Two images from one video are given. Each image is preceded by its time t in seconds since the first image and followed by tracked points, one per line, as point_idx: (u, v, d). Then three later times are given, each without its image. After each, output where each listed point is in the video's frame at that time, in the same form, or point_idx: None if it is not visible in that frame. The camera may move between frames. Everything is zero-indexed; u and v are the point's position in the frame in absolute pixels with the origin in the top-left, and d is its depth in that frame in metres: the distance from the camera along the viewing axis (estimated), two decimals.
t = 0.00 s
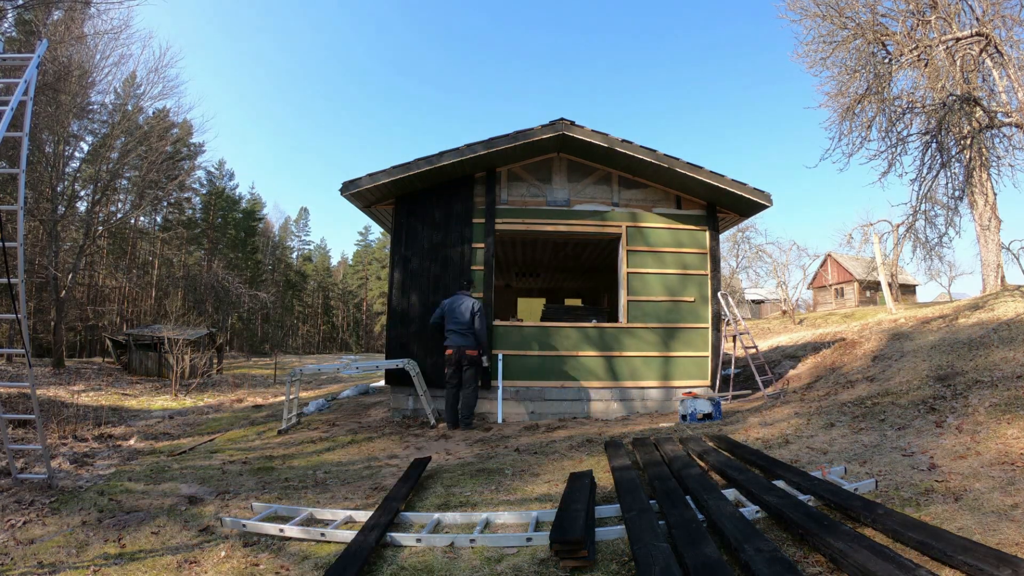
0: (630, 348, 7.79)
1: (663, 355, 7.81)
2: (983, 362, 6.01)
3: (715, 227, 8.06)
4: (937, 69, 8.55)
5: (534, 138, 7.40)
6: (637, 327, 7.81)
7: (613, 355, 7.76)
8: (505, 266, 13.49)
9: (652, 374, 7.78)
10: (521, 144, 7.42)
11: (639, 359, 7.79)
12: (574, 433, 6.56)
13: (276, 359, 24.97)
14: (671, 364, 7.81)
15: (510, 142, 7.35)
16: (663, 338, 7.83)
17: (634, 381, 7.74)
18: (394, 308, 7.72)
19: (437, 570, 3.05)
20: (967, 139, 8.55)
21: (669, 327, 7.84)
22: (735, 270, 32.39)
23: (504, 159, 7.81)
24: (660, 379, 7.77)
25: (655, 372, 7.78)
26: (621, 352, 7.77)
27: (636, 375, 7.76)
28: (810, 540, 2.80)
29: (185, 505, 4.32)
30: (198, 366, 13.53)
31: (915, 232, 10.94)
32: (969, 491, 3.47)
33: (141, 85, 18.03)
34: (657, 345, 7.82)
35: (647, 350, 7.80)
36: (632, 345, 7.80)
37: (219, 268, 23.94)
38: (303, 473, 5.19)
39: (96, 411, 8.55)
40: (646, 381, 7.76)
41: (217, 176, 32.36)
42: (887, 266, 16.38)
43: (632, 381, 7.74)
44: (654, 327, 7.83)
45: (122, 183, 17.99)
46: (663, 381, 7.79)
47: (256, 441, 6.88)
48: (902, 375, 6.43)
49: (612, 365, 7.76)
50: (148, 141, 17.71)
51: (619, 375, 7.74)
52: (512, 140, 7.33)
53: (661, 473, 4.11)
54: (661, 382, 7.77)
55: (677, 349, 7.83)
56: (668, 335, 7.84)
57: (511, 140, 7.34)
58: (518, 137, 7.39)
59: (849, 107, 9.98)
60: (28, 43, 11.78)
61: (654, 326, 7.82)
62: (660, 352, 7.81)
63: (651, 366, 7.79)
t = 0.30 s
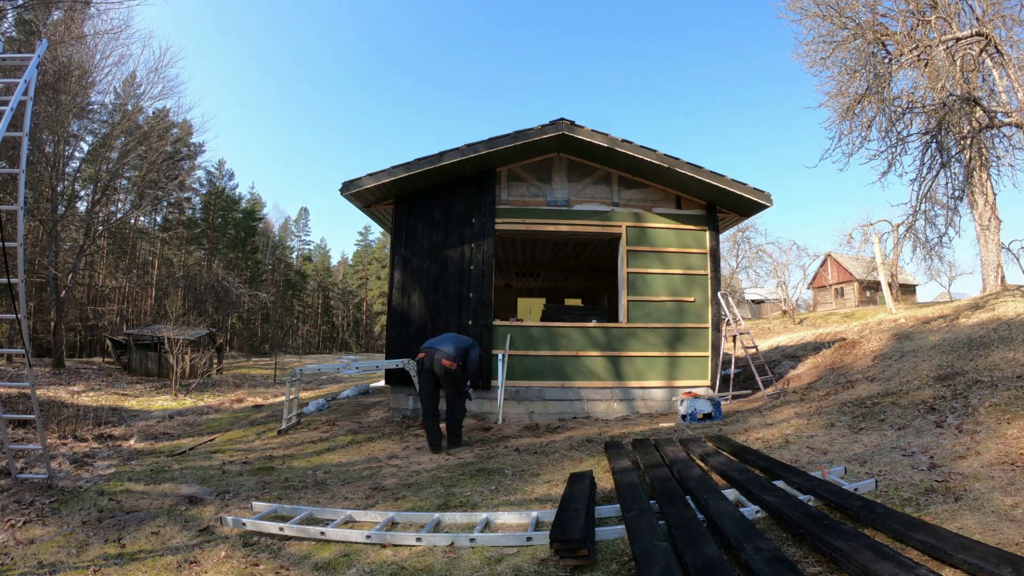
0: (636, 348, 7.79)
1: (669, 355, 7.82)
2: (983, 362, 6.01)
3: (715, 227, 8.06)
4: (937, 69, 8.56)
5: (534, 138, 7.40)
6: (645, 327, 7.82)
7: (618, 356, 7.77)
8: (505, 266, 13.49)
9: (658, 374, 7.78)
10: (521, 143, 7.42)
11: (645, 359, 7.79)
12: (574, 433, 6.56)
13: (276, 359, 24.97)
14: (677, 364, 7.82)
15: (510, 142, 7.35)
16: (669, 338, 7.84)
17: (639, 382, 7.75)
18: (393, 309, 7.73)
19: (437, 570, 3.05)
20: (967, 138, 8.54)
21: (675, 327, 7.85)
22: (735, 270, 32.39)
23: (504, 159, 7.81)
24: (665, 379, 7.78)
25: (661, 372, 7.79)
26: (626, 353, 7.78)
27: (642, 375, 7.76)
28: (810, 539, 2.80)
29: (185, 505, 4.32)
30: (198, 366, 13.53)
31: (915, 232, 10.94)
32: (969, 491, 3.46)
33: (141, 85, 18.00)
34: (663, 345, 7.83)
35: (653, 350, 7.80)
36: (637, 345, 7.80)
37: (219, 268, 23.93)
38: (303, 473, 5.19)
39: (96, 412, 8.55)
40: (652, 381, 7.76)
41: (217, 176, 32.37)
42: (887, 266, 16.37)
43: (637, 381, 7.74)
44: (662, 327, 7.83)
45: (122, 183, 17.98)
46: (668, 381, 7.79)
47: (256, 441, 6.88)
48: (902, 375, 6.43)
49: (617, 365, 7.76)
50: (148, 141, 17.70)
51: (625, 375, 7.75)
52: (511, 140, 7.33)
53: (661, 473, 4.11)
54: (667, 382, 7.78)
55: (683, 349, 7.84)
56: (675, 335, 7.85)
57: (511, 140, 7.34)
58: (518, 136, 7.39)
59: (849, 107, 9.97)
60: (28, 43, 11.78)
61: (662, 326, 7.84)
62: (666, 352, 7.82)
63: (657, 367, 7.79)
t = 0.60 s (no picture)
0: (638, 348, 7.79)
1: (671, 355, 7.82)
2: (983, 361, 6.02)
3: (714, 228, 8.07)
4: (937, 69, 8.56)
5: (534, 138, 7.41)
6: (649, 327, 7.82)
7: (621, 356, 7.77)
8: (505, 266, 13.50)
9: (663, 375, 7.79)
10: (521, 143, 7.42)
11: (650, 359, 7.79)
12: (574, 433, 6.56)
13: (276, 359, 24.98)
14: (683, 364, 7.83)
15: (510, 142, 7.35)
16: (673, 338, 7.85)
17: (645, 382, 7.75)
18: (393, 309, 7.73)
19: (438, 570, 3.05)
20: (967, 138, 8.54)
21: (677, 327, 7.86)
22: (735, 270, 32.40)
23: (504, 159, 7.81)
24: (668, 379, 7.78)
25: (664, 373, 7.79)
26: (631, 352, 7.78)
27: (647, 375, 7.76)
28: (810, 539, 2.80)
29: (185, 505, 4.33)
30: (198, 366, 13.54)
31: (914, 232, 10.94)
32: (969, 491, 3.47)
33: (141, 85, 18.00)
34: (666, 345, 7.83)
35: (657, 350, 7.81)
36: (642, 345, 7.80)
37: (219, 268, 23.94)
38: (302, 473, 5.20)
39: (96, 412, 8.57)
40: (657, 381, 7.77)
41: (217, 176, 32.38)
42: (887, 266, 16.36)
43: (642, 381, 7.74)
44: (665, 327, 7.84)
45: (122, 183, 17.98)
46: (673, 381, 7.79)
47: (256, 441, 6.89)
48: (902, 375, 6.42)
49: (622, 365, 7.76)
50: (147, 141, 17.69)
51: (628, 375, 7.74)
52: (511, 140, 7.32)
53: (661, 473, 4.10)
54: (672, 382, 7.79)
55: (690, 350, 7.85)
56: (677, 335, 7.85)
57: (511, 139, 7.34)
58: (518, 136, 7.39)
59: (848, 107, 9.98)
60: (28, 43, 11.79)
61: (668, 327, 7.85)
62: (673, 353, 7.82)
63: (662, 367, 7.80)
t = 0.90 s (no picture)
0: (639, 348, 7.79)
1: (671, 355, 7.82)
2: (983, 361, 6.02)
3: (714, 228, 8.07)
4: (937, 69, 8.57)
5: (534, 138, 7.41)
6: (649, 327, 7.82)
7: (621, 356, 7.77)
8: (505, 266, 13.50)
9: (665, 374, 7.79)
10: (521, 143, 7.42)
11: (651, 359, 7.79)
12: (574, 433, 6.56)
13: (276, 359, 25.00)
14: (689, 364, 7.84)
15: (510, 142, 7.35)
16: (673, 338, 7.85)
17: (650, 382, 7.75)
18: (393, 309, 7.73)
19: (438, 570, 3.05)
20: (967, 138, 8.53)
21: (677, 327, 7.86)
22: (735, 270, 32.42)
23: (504, 159, 7.81)
24: (669, 379, 7.78)
25: (665, 373, 7.79)
26: (635, 353, 7.78)
27: (651, 375, 7.77)
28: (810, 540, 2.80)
29: (185, 505, 4.33)
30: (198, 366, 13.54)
31: (915, 232, 10.94)
32: (969, 491, 3.47)
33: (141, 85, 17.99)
34: (666, 345, 7.83)
35: (657, 350, 7.80)
36: (645, 345, 7.81)
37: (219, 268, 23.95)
38: (302, 473, 5.20)
39: (96, 412, 8.58)
40: (662, 381, 7.78)
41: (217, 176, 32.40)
42: (887, 266, 16.37)
43: (646, 381, 7.75)
44: (665, 327, 7.84)
45: (122, 183, 17.98)
46: (679, 381, 7.80)
47: (256, 441, 6.91)
48: (903, 375, 6.42)
49: (624, 365, 7.76)
50: (147, 141, 17.69)
51: (629, 375, 7.74)
52: (511, 140, 7.32)
53: (661, 474, 4.10)
54: (678, 382, 7.79)
55: (691, 350, 7.85)
56: (677, 335, 7.85)
57: (511, 139, 7.34)
58: (518, 136, 7.39)
59: (849, 107, 9.98)
60: (28, 43, 11.80)
61: (670, 327, 7.85)
62: (676, 353, 7.83)
63: (668, 367, 7.80)
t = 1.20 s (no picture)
0: (639, 348, 7.79)
1: (670, 355, 7.82)
2: (983, 362, 6.02)
3: (715, 228, 8.07)
4: (937, 70, 8.57)
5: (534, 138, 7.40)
6: (649, 327, 7.82)
7: (622, 356, 7.76)
8: (506, 266, 13.50)
9: (665, 375, 7.78)
10: (521, 143, 7.42)
11: (651, 359, 7.79)
12: (573, 433, 6.57)
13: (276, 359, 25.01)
14: (691, 364, 7.84)
15: (510, 142, 7.35)
16: (673, 338, 7.85)
17: (654, 382, 7.76)
18: (393, 309, 7.74)
19: (438, 571, 3.05)
20: (967, 138, 8.53)
21: (677, 327, 7.86)
22: (735, 270, 32.43)
23: (504, 159, 7.80)
24: (669, 379, 7.78)
25: (665, 372, 7.79)
26: (639, 353, 7.78)
27: (656, 375, 7.77)
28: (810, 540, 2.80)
29: (185, 505, 4.33)
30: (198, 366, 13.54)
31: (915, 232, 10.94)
32: (969, 491, 3.47)
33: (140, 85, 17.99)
34: (667, 345, 7.83)
35: (657, 350, 7.80)
36: (649, 345, 7.81)
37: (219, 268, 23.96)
38: (302, 473, 5.21)
39: (96, 412, 8.58)
40: (665, 381, 7.78)
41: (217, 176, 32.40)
42: (887, 266, 16.36)
43: (651, 381, 7.75)
44: (665, 327, 7.84)
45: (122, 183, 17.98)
46: (685, 381, 7.81)
47: (257, 441, 6.91)
48: (903, 375, 6.42)
49: (624, 365, 7.76)
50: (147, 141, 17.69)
51: (629, 375, 7.74)
52: (511, 140, 7.32)
53: (661, 474, 4.10)
54: (677, 382, 7.78)
55: (691, 349, 7.85)
56: (676, 335, 7.85)
57: (511, 140, 7.33)
58: (518, 137, 7.39)
59: (849, 108, 9.98)
60: (27, 43, 11.81)
61: (670, 327, 7.85)
62: (676, 353, 7.83)
63: (673, 367, 7.81)
